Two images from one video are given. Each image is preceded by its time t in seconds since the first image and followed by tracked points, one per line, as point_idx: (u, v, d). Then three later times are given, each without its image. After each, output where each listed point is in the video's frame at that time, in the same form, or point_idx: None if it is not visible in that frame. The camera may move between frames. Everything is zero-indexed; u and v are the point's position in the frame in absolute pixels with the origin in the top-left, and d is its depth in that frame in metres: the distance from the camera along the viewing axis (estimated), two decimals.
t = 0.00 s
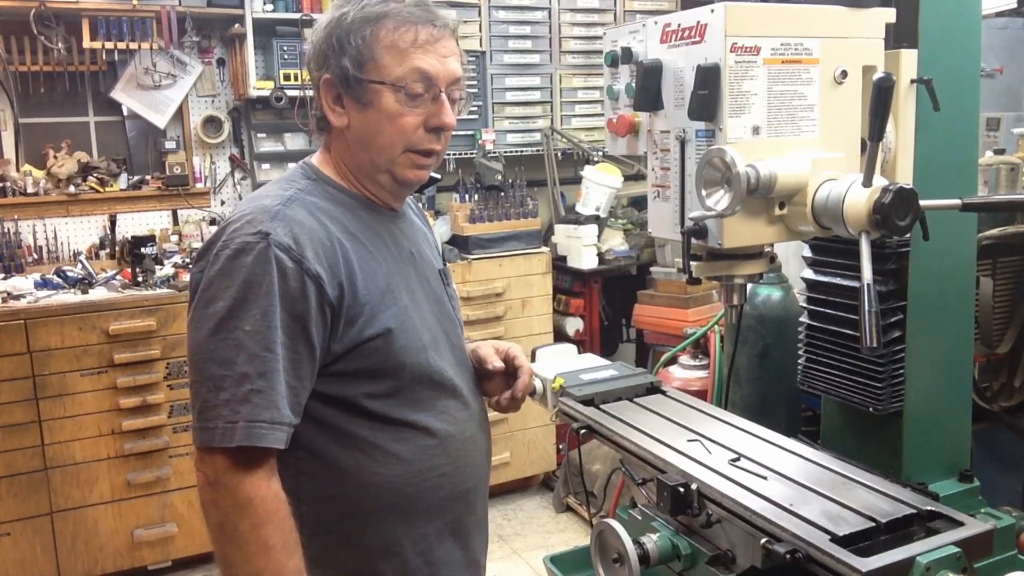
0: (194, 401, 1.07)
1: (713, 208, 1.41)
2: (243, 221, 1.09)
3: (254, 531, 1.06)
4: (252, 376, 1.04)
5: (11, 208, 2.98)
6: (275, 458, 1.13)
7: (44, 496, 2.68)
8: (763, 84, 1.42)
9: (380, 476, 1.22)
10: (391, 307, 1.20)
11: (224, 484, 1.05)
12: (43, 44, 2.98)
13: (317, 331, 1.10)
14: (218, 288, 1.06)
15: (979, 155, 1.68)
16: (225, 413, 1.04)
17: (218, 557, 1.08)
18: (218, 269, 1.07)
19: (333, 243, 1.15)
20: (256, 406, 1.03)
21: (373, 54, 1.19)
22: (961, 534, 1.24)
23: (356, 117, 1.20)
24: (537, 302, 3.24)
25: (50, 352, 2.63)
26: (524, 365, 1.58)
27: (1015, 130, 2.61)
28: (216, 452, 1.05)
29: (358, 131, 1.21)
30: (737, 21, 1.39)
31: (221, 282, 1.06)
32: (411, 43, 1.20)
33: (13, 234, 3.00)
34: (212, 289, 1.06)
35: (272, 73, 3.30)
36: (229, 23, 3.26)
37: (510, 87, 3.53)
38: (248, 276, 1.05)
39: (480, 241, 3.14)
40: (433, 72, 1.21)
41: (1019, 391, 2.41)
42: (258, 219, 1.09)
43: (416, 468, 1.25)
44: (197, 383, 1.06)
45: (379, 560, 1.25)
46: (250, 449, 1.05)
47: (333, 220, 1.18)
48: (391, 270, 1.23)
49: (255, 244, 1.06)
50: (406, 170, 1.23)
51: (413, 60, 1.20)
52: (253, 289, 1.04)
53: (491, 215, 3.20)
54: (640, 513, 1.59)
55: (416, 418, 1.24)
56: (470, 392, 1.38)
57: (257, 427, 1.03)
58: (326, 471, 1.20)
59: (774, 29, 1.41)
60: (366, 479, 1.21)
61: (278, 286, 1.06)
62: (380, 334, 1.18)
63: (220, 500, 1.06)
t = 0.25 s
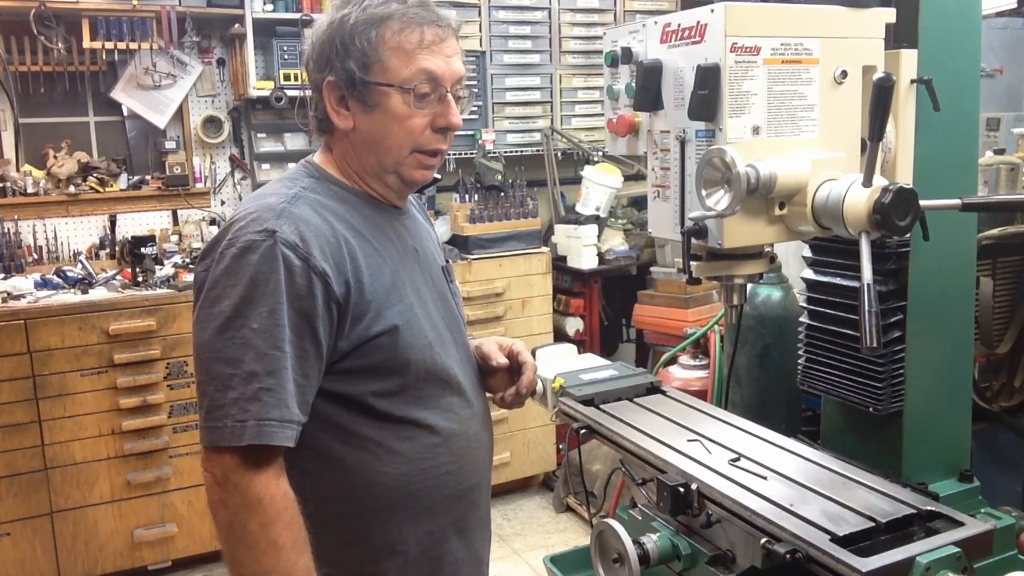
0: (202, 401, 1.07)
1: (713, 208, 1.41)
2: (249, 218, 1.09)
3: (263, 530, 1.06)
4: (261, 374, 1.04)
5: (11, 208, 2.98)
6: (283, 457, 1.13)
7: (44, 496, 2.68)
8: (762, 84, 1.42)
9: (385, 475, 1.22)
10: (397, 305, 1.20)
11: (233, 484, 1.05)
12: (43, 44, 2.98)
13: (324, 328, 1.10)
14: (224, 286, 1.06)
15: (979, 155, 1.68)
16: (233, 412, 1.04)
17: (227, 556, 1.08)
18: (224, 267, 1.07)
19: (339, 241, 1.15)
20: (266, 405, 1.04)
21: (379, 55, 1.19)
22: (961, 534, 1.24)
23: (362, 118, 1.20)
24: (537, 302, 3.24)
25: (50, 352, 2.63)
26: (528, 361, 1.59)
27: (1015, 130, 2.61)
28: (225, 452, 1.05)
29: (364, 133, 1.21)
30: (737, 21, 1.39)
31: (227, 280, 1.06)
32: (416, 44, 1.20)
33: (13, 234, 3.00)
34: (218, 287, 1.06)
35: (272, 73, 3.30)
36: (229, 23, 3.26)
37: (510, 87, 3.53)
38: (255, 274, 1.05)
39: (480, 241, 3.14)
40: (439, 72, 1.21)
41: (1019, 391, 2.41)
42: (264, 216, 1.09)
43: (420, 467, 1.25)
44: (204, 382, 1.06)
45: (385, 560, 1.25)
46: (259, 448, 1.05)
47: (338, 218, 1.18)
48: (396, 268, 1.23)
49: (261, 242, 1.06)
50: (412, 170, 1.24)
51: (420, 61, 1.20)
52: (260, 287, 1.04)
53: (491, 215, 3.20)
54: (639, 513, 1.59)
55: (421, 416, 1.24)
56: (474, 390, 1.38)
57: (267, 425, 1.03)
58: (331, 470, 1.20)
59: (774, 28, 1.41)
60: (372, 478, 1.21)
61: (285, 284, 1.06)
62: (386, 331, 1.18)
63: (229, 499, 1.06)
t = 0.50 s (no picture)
0: (209, 404, 1.07)
1: (713, 208, 1.41)
2: (255, 221, 1.09)
3: (273, 533, 1.06)
4: (269, 377, 1.04)
5: (11, 208, 2.98)
6: (290, 460, 1.13)
7: (44, 496, 2.68)
8: (762, 84, 1.42)
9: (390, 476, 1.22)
10: (403, 306, 1.20)
11: (240, 487, 1.05)
12: (43, 44, 2.98)
13: (331, 330, 1.10)
14: (230, 289, 1.06)
15: (978, 155, 1.67)
16: (241, 415, 1.04)
17: (237, 559, 1.08)
18: (230, 270, 1.06)
19: (345, 243, 1.15)
20: (274, 408, 1.04)
21: (386, 56, 1.18)
22: (961, 534, 1.24)
23: (367, 119, 1.20)
24: (537, 302, 3.24)
25: (50, 352, 2.63)
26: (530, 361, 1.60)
27: (1015, 130, 2.61)
28: (233, 454, 1.05)
29: (370, 133, 1.21)
30: (737, 21, 1.39)
31: (234, 283, 1.06)
32: (424, 45, 1.20)
33: (13, 234, 3.00)
34: (224, 290, 1.06)
35: (272, 73, 3.30)
36: (229, 23, 3.26)
37: (510, 87, 3.53)
38: (262, 277, 1.05)
39: (480, 241, 3.14)
40: (445, 73, 1.21)
41: (1019, 391, 2.41)
42: (270, 219, 1.09)
43: (425, 467, 1.25)
44: (211, 385, 1.06)
45: (391, 561, 1.25)
46: (267, 451, 1.05)
47: (343, 220, 1.18)
48: (401, 269, 1.23)
49: (268, 245, 1.06)
50: (417, 170, 1.25)
51: (427, 61, 1.20)
52: (267, 291, 1.04)
53: (492, 215, 3.20)
54: (640, 513, 1.59)
55: (426, 417, 1.24)
56: (477, 391, 1.38)
57: (275, 428, 1.03)
58: (337, 471, 1.20)
59: (773, 29, 1.41)
60: (377, 480, 1.21)
61: (292, 287, 1.05)
62: (392, 333, 1.18)
63: (238, 502, 1.06)
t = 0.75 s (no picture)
0: (211, 405, 1.07)
1: (713, 208, 1.41)
2: (256, 221, 1.09)
3: (274, 533, 1.06)
4: (271, 378, 1.04)
5: (11, 208, 2.98)
6: (292, 460, 1.13)
7: (44, 496, 2.68)
8: (762, 84, 1.42)
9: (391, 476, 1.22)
10: (404, 306, 1.20)
11: (242, 487, 1.05)
12: (43, 44, 2.98)
13: (332, 330, 1.10)
14: (232, 290, 1.06)
15: (979, 155, 1.67)
16: (243, 416, 1.04)
17: (238, 560, 1.08)
18: (232, 271, 1.06)
19: (347, 243, 1.15)
20: (277, 408, 1.04)
21: (415, 61, 1.19)
22: (961, 534, 1.24)
23: (390, 122, 1.20)
24: (537, 302, 3.24)
25: (50, 352, 2.63)
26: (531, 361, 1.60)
27: (1015, 130, 2.61)
28: (235, 455, 1.05)
29: (391, 136, 1.21)
30: (737, 21, 1.39)
31: (236, 283, 1.06)
32: (449, 50, 1.22)
33: (13, 234, 3.00)
34: (226, 291, 1.06)
35: (272, 73, 3.30)
36: (229, 23, 3.26)
37: (510, 87, 3.53)
38: (263, 277, 1.05)
39: (480, 241, 3.14)
40: (465, 77, 1.25)
41: (1020, 391, 2.41)
42: (271, 219, 1.09)
43: (427, 467, 1.25)
44: (213, 386, 1.06)
45: (392, 560, 1.25)
46: (269, 451, 1.05)
47: (345, 220, 1.18)
48: (403, 269, 1.23)
49: (269, 245, 1.06)
50: (428, 172, 1.27)
51: (452, 66, 1.22)
52: (269, 291, 1.04)
53: (491, 215, 3.20)
54: (640, 513, 1.59)
55: (428, 417, 1.24)
56: (478, 391, 1.38)
57: (277, 429, 1.03)
58: (338, 471, 1.20)
59: (773, 29, 1.41)
60: (378, 480, 1.21)
61: (294, 287, 1.05)
62: (394, 333, 1.18)
63: (240, 503, 1.06)
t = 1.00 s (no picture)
0: (213, 408, 1.07)
1: (713, 208, 1.41)
2: (256, 223, 1.09)
3: (278, 536, 1.06)
4: (274, 380, 1.04)
5: (11, 208, 2.98)
6: (295, 462, 1.13)
7: (44, 496, 2.68)
8: (762, 84, 1.42)
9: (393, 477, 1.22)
10: (405, 306, 1.20)
11: (246, 490, 1.05)
12: (43, 44, 2.98)
13: (334, 332, 1.10)
14: (233, 292, 1.06)
15: (979, 155, 1.67)
16: (246, 419, 1.04)
17: (242, 563, 1.08)
18: (232, 273, 1.06)
19: (347, 243, 1.14)
20: (280, 411, 1.04)
21: (444, 65, 1.22)
22: (960, 534, 1.24)
23: (416, 123, 1.22)
24: (537, 302, 3.24)
25: (50, 352, 2.63)
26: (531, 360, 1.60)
27: (1015, 130, 2.61)
28: (238, 458, 1.05)
29: (415, 137, 1.22)
30: (737, 22, 1.39)
31: (237, 284, 1.06)
32: (468, 55, 1.26)
33: (13, 234, 3.01)
34: (226, 293, 1.06)
35: (272, 73, 3.30)
36: (229, 23, 3.26)
37: (510, 87, 3.53)
38: (264, 279, 1.05)
39: (480, 241, 3.14)
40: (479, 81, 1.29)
41: (1020, 391, 2.41)
42: (271, 221, 1.09)
43: (429, 466, 1.25)
44: (215, 389, 1.06)
45: (395, 561, 1.26)
46: (272, 453, 1.05)
47: (345, 221, 1.18)
48: (403, 269, 1.23)
49: (270, 247, 1.06)
50: (437, 174, 1.29)
51: (471, 70, 1.26)
52: (270, 293, 1.04)
53: (492, 215, 3.20)
54: (640, 513, 1.59)
55: (430, 417, 1.24)
56: (479, 391, 1.38)
57: (281, 431, 1.04)
58: (340, 472, 1.20)
59: (774, 29, 1.41)
60: (380, 481, 1.21)
61: (295, 289, 1.05)
62: (395, 334, 1.18)
63: (243, 506, 1.06)
